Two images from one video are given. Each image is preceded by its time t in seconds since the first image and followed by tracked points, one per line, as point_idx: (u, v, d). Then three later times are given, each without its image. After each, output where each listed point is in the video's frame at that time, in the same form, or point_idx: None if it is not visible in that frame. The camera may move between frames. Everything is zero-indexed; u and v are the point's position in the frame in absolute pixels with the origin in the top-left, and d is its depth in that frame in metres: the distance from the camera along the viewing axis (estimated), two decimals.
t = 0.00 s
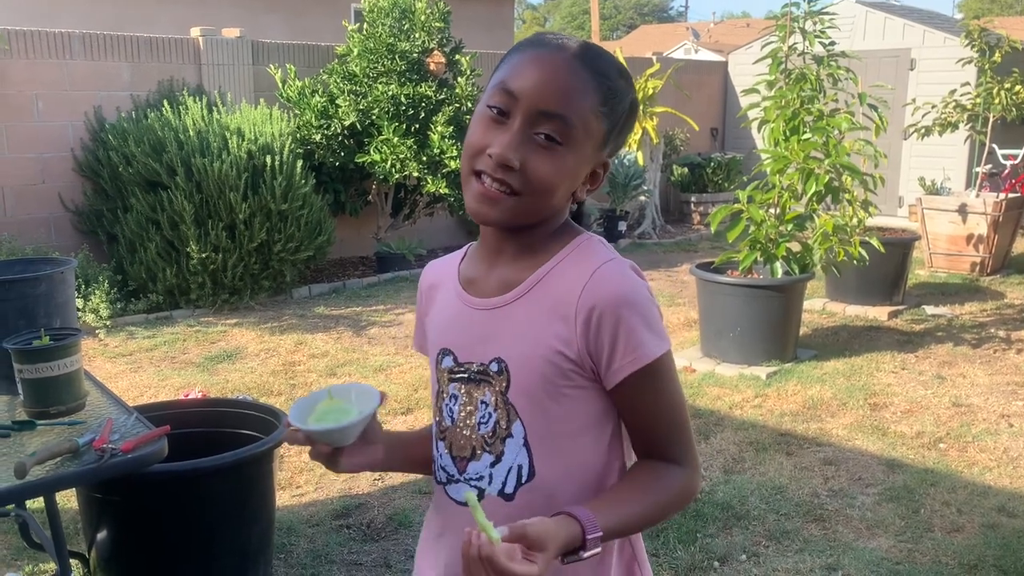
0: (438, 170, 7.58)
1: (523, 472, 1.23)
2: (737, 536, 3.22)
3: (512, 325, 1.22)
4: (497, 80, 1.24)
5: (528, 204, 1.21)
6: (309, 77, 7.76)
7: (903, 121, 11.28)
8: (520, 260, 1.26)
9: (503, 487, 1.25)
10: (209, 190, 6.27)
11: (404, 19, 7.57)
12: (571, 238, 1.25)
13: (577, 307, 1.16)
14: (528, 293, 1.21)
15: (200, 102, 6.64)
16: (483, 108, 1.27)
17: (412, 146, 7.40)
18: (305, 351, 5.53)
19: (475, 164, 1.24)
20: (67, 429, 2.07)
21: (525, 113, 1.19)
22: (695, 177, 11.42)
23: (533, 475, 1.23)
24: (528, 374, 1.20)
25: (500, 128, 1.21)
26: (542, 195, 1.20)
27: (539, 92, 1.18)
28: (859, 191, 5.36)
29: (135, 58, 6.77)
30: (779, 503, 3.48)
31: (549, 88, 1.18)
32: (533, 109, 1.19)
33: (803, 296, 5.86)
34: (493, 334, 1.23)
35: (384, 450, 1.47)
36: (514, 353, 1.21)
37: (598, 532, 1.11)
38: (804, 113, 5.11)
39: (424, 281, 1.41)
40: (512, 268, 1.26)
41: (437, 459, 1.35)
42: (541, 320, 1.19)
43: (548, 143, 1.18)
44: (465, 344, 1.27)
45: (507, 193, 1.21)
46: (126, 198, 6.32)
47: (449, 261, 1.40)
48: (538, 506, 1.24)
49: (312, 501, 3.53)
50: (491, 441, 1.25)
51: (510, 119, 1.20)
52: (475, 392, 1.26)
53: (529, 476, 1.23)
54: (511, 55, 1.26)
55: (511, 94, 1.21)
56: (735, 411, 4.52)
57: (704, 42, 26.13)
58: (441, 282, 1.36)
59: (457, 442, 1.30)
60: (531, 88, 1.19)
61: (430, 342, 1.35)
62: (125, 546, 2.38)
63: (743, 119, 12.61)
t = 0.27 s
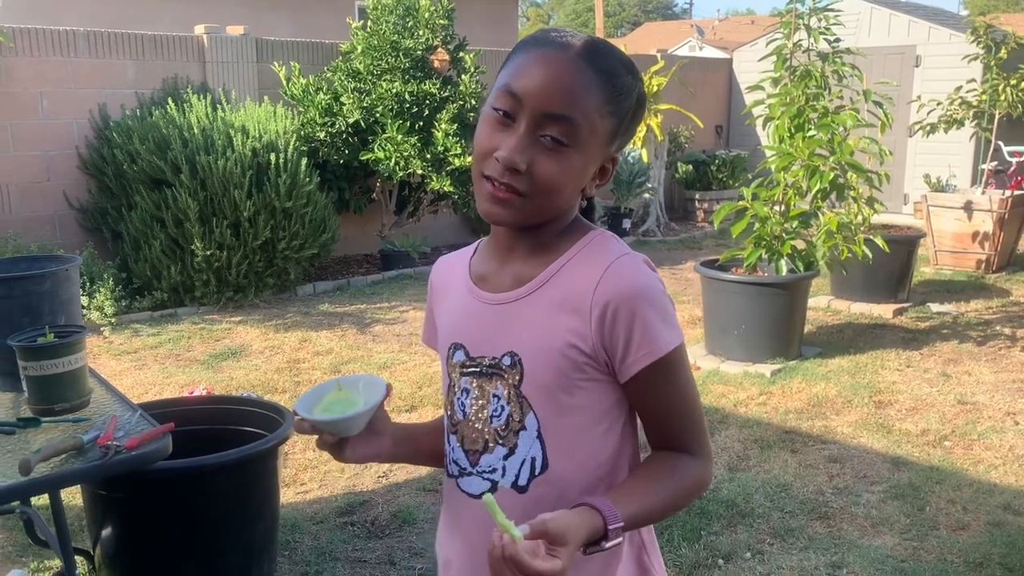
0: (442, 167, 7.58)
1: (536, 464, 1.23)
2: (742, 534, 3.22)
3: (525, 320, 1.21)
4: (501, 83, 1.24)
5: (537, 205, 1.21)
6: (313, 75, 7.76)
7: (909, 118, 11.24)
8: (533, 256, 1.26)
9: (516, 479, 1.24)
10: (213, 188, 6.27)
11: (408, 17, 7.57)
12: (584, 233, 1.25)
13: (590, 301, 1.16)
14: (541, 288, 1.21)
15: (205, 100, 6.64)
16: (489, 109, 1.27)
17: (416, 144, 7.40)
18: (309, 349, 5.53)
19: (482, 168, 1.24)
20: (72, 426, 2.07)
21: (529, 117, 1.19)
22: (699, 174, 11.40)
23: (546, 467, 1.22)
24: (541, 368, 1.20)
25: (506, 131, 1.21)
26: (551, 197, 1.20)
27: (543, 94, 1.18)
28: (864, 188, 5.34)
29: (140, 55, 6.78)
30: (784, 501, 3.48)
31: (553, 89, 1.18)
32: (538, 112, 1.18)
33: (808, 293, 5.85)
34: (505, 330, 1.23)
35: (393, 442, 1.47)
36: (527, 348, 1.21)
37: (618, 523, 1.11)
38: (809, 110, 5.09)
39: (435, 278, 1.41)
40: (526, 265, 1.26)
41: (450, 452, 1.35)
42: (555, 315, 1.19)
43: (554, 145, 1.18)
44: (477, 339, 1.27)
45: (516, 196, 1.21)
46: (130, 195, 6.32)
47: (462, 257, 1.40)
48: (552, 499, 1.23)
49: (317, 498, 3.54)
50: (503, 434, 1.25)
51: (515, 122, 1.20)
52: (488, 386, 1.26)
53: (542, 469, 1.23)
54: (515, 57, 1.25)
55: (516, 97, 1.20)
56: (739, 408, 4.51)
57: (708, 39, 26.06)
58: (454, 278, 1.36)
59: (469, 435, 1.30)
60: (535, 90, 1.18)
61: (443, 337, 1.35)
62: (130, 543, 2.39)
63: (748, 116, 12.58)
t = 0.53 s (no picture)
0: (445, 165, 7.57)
1: (563, 457, 1.22)
2: (744, 531, 3.22)
3: (545, 312, 1.21)
4: (519, 76, 1.23)
5: (559, 199, 1.21)
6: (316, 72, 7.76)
7: (912, 115, 11.21)
8: (548, 251, 1.26)
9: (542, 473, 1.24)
10: (216, 185, 6.27)
11: (411, 14, 7.56)
12: (595, 226, 1.27)
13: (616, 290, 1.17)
14: (562, 279, 1.21)
15: (208, 97, 6.64)
16: (504, 103, 1.26)
17: (419, 142, 7.40)
18: (312, 346, 5.54)
19: (501, 162, 1.23)
20: (75, 424, 2.08)
21: (554, 111, 1.18)
22: (702, 172, 11.39)
23: (573, 459, 1.22)
24: (564, 360, 1.20)
25: (526, 125, 1.20)
26: (572, 192, 1.20)
27: (568, 88, 1.18)
28: (868, 185, 5.32)
29: (143, 53, 6.78)
30: (787, 499, 3.47)
31: (578, 84, 1.18)
32: (562, 106, 1.18)
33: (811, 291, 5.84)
34: (524, 324, 1.23)
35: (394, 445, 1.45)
36: (548, 341, 1.21)
37: (656, 503, 1.12)
38: (812, 107, 5.07)
39: (432, 277, 1.41)
40: (541, 259, 1.26)
41: (461, 453, 1.32)
42: (580, 305, 1.19)
43: (578, 140, 1.18)
44: (493, 335, 1.26)
45: (538, 190, 1.20)
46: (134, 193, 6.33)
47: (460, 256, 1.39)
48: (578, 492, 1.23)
49: (319, 496, 3.54)
50: (527, 429, 1.24)
51: (537, 116, 1.20)
52: (507, 381, 1.25)
53: (569, 462, 1.22)
54: (531, 51, 1.25)
55: (538, 91, 1.20)
56: (742, 406, 4.51)
57: (711, 36, 26.05)
58: (456, 277, 1.35)
59: (486, 432, 1.28)
60: (559, 84, 1.18)
61: (448, 336, 1.33)
62: (134, 541, 2.39)
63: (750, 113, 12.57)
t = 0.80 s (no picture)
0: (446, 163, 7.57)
1: (580, 451, 1.23)
2: (745, 529, 3.22)
3: (559, 305, 1.23)
4: (524, 71, 1.25)
5: (569, 191, 1.23)
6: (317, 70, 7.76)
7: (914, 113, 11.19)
8: (554, 246, 1.29)
9: (559, 468, 1.24)
10: (217, 183, 6.27)
11: (412, 12, 7.55)
12: (594, 224, 1.31)
13: (635, 280, 1.21)
14: (576, 272, 1.24)
15: (208, 95, 6.63)
16: (506, 98, 1.27)
17: (420, 139, 7.39)
18: (313, 344, 5.54)
19: (510, 155, 1.24)
20: (74, 422, 2.08)
21: (564, 103, 1.21)
22: (703, 169, 11.39)
23: (590, 453, 1.23)
24: (581, 352, 1.22)
25: (535, 118, 1.22)
26: (581, 184, 1.23)
27: (578, 81, 1.21)
28: (869, 183, 5.31)
29: (143, 50, 6.77)
30: (787, 497, 3.47)
31: (586, 78, 1.21)
32: (573, 99, 1.21)
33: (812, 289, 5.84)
34: (537, 319, 1.24)
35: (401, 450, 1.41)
36: (564, 333, 1.22)
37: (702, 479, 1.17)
38: (813, 105, 5.07)
39: (421, 280, 1.39)
40: (548, 255, 1.28)
41: (469, 454, 1.30)
42: (596, 297, 1.22)
43: (587, 132, 1.21)
44: (501, 332, 1.26)
45: (549, 183, 1.22)
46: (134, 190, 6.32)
47: (449, 257, 1.39)
48: (595, 485, 1.24)
49: (320, 493, 3.54)
50: (542, 424, 1.25)
51: (547, 109, 1.22)
52: (517, 378, 1.26)
53: (586, 456, 1.23)
54: (530, 49, 1.28)
55: (546, 85, 1.22)
56: (743, 403, 4.51)
57: (712, 34, 26.03)
58: (451, 279, 1.34)
59: (496, 430, 1.28)
60: (568, 78, 1.21)
61: (446, 338, 1.32)
62: (134, 538, 2.39)
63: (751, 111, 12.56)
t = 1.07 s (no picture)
0: (445, 161, 7.56)
1: (591, 449, 1.24)
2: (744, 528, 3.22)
3: (569, 304, 1.25)
4: (518, 66, 1.25)
5: (572, 185, 1.24)
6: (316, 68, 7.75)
7: (913, 112, 11.19)
8: (558, 244, 1.30)
9: (571, 467, 1.24)
10: (216, 181, 6.26)
11: (411, 10, 7.54)
12: (595, 222, 1.34)
13: (644, 277, 1.24)
14: (584, 270, 1.26)
15: (208, 93, 6.62)
16: (500, 94, 1.27)
17: (419, 137, 7.38)
18: (312, 343, 5.53)
19: (510, 149, 1.23)
20: (73, 420, 2.08)
21: (562, 96, 1.21)
22: (703, 168, 11.39)
23: (601, 451, 1.24)
24: (591, 351, 1.24)
25: (533, 112, 1.22)
26: (582, 178, 1.24)
27: (574, 73, 1.22)
28: (868, 182, 5.31)
29: (142, 49, 6.76)
30: (787, 495, 3.47)
31: (582, 70, 1.22)
32: (570, 91, 1.21)
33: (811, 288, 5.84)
34: (546, 318, 1.26)
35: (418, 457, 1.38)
36: (575, 331, 1.24)
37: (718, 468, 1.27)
38: (812, 104, 5.07)
39: (419, 283, 1.37)
40: (553, 253, 1.30)
41: (477, 457, 1.30)
42: (606, 293, 1.24)
43: (586, 124, 1.22)
44: (509, 331, 1.27)
45: (551, 176, 1.22)
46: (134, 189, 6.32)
47: (448, 258, 1.38)
48: (606, 483, 1.25)
49: (319, 492, 3.54)
50: (553, 423, 1.25)
51: (546, 102, 1.22)
52: (525, 378, 1.26)
53: (597, 454, 1.24)
54: (520, 44, 1.28)
55: (542, 79, 1.22)
56: (742, 402, 4.51)
57: (712, 33, 25.86)
58: (452, 279, 1.34)
59: (505, 431, 1.28)
60: (563, 70, 1.22)
61: (449, 340, 1.31)
62: (134, 537, 2.39)
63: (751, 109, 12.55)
